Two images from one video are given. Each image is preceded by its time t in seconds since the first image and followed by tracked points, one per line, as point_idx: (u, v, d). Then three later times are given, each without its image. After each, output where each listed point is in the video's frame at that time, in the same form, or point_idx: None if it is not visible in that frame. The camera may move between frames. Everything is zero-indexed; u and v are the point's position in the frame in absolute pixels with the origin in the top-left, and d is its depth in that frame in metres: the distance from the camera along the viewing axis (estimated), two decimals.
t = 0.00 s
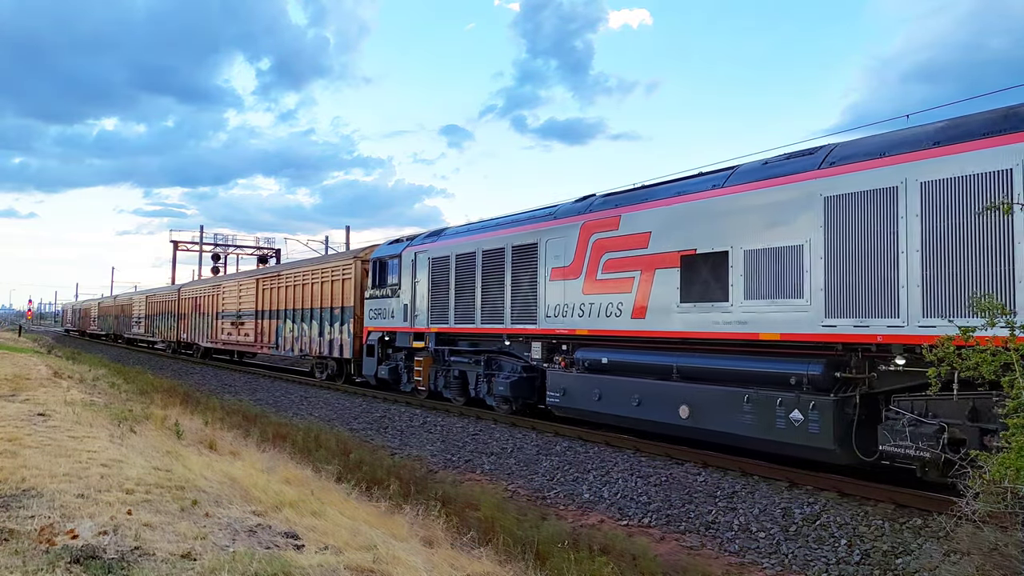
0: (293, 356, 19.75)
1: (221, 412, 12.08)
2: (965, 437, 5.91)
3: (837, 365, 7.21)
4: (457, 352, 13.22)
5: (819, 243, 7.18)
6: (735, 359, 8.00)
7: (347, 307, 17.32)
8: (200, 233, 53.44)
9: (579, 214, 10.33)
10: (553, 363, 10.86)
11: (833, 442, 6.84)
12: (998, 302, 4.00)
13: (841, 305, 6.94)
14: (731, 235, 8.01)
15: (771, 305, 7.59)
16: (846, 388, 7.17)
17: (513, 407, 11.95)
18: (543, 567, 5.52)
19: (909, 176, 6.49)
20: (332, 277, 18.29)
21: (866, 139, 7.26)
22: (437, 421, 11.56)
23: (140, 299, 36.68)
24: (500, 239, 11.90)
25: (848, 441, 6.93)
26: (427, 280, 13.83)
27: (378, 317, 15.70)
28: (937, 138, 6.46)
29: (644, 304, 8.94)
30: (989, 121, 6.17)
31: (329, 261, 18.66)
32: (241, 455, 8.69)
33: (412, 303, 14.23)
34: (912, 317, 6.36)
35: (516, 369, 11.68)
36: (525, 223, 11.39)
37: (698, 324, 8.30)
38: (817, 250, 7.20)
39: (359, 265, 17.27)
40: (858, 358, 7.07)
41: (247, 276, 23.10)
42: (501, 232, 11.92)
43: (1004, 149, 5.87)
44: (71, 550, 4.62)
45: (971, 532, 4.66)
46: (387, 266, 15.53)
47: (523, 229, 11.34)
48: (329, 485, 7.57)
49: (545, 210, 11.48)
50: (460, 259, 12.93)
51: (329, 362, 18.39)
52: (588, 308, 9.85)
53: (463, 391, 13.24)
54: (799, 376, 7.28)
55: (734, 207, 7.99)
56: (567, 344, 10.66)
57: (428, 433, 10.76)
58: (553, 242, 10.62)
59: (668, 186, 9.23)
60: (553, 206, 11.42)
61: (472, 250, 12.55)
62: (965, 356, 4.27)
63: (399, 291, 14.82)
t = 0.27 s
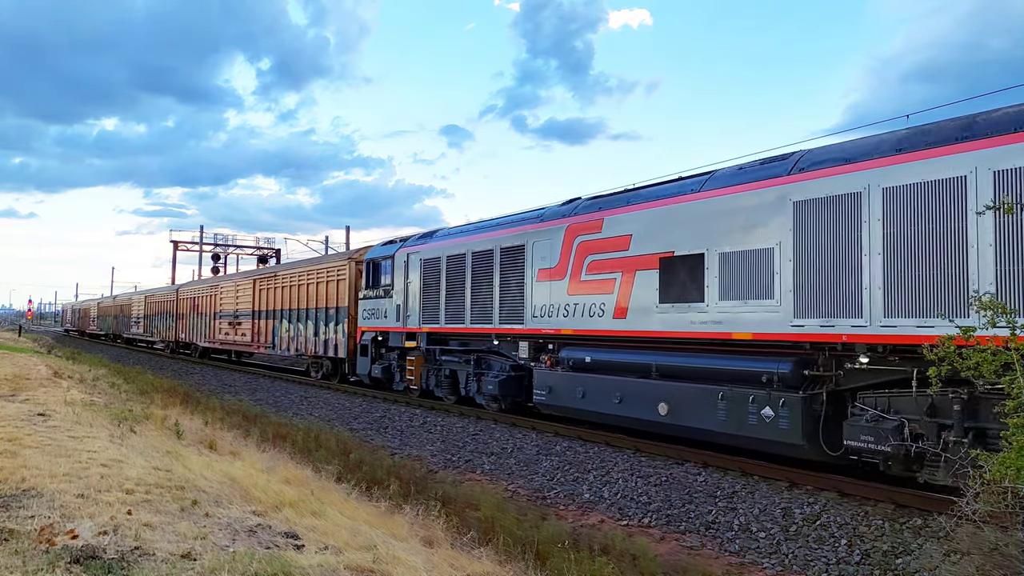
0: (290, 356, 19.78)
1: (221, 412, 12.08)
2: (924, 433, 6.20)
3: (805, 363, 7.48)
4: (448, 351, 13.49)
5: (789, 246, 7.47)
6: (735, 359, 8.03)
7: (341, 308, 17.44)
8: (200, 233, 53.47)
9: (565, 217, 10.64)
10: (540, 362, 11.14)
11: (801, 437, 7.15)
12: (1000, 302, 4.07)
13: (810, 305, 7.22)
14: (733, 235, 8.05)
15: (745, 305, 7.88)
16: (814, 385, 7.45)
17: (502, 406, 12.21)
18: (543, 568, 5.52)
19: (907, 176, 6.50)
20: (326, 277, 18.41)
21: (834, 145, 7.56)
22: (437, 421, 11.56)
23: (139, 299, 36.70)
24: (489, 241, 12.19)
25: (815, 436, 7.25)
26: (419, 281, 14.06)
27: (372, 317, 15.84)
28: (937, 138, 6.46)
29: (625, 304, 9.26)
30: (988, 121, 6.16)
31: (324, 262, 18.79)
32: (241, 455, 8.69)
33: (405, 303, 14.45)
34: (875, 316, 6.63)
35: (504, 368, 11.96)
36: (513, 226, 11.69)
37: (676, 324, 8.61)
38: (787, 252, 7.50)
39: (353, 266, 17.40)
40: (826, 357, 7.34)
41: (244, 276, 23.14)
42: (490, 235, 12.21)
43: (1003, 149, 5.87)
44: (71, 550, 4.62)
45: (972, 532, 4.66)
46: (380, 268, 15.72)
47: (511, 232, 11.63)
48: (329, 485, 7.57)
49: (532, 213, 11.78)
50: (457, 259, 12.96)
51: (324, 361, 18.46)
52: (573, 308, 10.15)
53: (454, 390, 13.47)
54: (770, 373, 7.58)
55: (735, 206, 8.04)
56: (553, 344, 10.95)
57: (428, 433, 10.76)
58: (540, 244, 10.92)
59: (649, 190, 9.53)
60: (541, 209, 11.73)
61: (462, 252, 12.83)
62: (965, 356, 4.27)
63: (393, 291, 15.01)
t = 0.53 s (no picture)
0: (287, 356, 19.81)
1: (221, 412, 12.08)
2: (885, 428, 6.49)
3: (776, 362, 7.79)
4: (438, 351, 13.72)
5: (760, 249, 7.75)
6: (735, 359, 8.04)
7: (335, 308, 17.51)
8: (201, 233, 53.55)
9: (551, 219, 10.88)
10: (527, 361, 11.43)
11: (772, 433, 7.47)
12: (999, 302, 3.99)
13: (795, 305, 7.35)
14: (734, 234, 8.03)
15: (720, 306, 8.15)
16: (785, 383, 7.73)
17: (491, 403, 12.46)
18: (543, 567, 5.52)
19: (907, 176, 6.48)
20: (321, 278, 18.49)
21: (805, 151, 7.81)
22: (437, 421, 11.56)
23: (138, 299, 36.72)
24: (478, 243, 12.41)
25: (785, 431, 7.53)
26: (411, 282, 14.23)
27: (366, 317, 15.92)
28: (937, 138, 6.44)
29: (607, 304, 9.55)
30: (989, 121, 6.14)
31: (318, 263, 18.87)
32: (241, 455, 8.70)
33: (398, 304, 14.58)
34: (840, 317, 6.91)
35: (493, 367, 12.22)
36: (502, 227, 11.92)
37: (655, 323, 8.89)
38: (758, 254, 7.77)
39: (348, 267, 17.50)
40: (796, 355, 7.62)
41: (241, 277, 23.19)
42: (479, 236, 12.44)
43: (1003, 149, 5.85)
44: (71, 550, 4.62)
45: (971, 532, 4.65)
46: (374, 269, 15.82)
47: (499, 234, 11.86)
48: (329, 485, 7.57)
49: (520, 215, 12.01)
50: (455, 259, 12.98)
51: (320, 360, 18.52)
52: (558, 308, 10.41)
53: (444, 388, 13.67)
54: (743, 371, 7.89)
55: (734, 206, 8.04)
56: (539, 342, 11.21)
57: (428, 433, 10.76)
58: (527, 245, 11.16)
59: (631, 193, 9.78)
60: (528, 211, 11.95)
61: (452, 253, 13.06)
62: (965, 356, 4.26)
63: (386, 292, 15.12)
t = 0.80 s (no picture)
0: (284, 355, 19.82)
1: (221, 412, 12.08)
2: (851, 423, 6.75)
3: (748, 359, 7.96)
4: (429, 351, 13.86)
5: (733, 252, 8.02)
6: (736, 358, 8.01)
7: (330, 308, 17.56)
8: (201, 233, 53.58)
9: (538, 222, 11.08)
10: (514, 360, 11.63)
11: (744, 429, 7.71)
12: (999, 302, 4.01)
13: (794, 305, 7.32)
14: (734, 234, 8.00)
15: (696, 306, 8.40)
16: (757, 380, 7.94)
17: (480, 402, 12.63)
18: (543, 567, 5.52)
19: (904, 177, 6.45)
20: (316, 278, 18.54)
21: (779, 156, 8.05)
22: (437, 421, 11.55)
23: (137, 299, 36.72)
24: (467, 244, 12.61)
25: (756, 427, 7.75)
26: (403, 283, 14.36)
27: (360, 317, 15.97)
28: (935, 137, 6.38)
29: (590, 304, 9.78)
30: (986, 123, 6.08)
31: (314, 263, 18.91)
32: (241, 454, 8.70)
33: (391, 305, 14.66)
34: (807, 317, 7.17)
35: (482, 365, 12.40)
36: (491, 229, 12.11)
37: (636, 323, 9.13)
38: (731, 257, 8.04)
39: (343, 268, 17.55)
40: (767, 354, 7.82)
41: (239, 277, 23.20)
42: (468, 238, 12.64)
43: (1001, 150, 5.81)
44: (71, 550, 4.62)
45: (972, 532, 4.65)
46: (367, 269, 15.89)
47: (488, 235, 12.05)
48: (328, 485, 7.57)
49: (509, 218, 12.20)
50: (452, 259, 12.98)
51: (315, 360, 18.53)
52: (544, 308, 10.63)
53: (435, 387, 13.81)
54: (716, 370, 8.09)
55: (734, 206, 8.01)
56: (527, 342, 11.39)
57: (428, 433, 10.77)
58: (515, 247, 11.36)
59: (615, 197, 10.00)
60: (517, 214, 12.15)
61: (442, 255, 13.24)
62: (965, 356, 4.26)
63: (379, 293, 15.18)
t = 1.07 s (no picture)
0: (281, 355, 19.82)
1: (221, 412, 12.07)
2: (818, 418, 6.96)
3: (724, 358, 8.19)
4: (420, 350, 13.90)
5: (721, 253, 8.11)
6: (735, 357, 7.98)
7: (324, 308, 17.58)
8: (200, 233, 53.59)
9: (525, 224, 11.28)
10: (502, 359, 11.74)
11: (718, 425, 7.94)
12: (1000, 302, 4.14)
13: (793, 306, 7.28)
14: (734, 235, 7.97)
15: (675, 307, 8.63)
16: (731, 378, 8.18)
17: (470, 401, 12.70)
18: (543, 567, 5.52)
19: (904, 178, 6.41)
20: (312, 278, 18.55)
21: (754, 161, 8.28)
22: (437, 421, 11.55)
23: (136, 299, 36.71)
24: (456, 246, 12.79)
25: (731, 423, 7.98)
26: (395, 283, 14.45)
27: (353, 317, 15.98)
28: (932, 137, 6.36)
29: (575, 304, 9.99)
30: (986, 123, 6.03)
31: (310, 264, 18.92)
32: (241, 454, 8.70)
33: (384, 306, 14.72)
34: (777, 316, 7.42)
35: (472, 364, 12.47)
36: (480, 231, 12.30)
37: (618, 323, 9.37)
38: (731, 257, 7.99)
39: (338, 269, 17.58)
40: (741, 352, 8.05)
41: (236, 278, 23.20)
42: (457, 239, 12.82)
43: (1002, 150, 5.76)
44: (71, 550, 4.62)
45: (972, 532, 4.64)
46: (361, 270, 15.93)
47: (477, 237, 12.23)
48: (328, 485, 7.57)
49: (498, 220, 12.39)
50: (445, 260, 12.97)
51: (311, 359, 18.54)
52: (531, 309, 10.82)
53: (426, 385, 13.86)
54: (693, 368, 8.34)
55: (734, 207, 7.96)
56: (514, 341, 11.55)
57: (428, 433, 10.77)
58: (503, 249, 11.55)
59: (599, 201, 10.22)
60: (505, 216, 12.34)
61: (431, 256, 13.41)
62: (965, 356, 4.26)
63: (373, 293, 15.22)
